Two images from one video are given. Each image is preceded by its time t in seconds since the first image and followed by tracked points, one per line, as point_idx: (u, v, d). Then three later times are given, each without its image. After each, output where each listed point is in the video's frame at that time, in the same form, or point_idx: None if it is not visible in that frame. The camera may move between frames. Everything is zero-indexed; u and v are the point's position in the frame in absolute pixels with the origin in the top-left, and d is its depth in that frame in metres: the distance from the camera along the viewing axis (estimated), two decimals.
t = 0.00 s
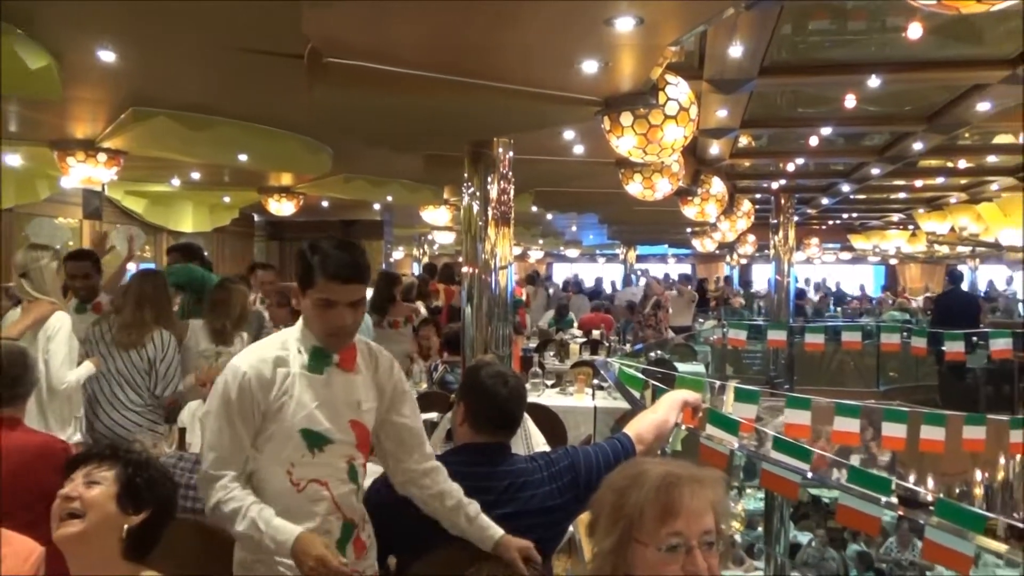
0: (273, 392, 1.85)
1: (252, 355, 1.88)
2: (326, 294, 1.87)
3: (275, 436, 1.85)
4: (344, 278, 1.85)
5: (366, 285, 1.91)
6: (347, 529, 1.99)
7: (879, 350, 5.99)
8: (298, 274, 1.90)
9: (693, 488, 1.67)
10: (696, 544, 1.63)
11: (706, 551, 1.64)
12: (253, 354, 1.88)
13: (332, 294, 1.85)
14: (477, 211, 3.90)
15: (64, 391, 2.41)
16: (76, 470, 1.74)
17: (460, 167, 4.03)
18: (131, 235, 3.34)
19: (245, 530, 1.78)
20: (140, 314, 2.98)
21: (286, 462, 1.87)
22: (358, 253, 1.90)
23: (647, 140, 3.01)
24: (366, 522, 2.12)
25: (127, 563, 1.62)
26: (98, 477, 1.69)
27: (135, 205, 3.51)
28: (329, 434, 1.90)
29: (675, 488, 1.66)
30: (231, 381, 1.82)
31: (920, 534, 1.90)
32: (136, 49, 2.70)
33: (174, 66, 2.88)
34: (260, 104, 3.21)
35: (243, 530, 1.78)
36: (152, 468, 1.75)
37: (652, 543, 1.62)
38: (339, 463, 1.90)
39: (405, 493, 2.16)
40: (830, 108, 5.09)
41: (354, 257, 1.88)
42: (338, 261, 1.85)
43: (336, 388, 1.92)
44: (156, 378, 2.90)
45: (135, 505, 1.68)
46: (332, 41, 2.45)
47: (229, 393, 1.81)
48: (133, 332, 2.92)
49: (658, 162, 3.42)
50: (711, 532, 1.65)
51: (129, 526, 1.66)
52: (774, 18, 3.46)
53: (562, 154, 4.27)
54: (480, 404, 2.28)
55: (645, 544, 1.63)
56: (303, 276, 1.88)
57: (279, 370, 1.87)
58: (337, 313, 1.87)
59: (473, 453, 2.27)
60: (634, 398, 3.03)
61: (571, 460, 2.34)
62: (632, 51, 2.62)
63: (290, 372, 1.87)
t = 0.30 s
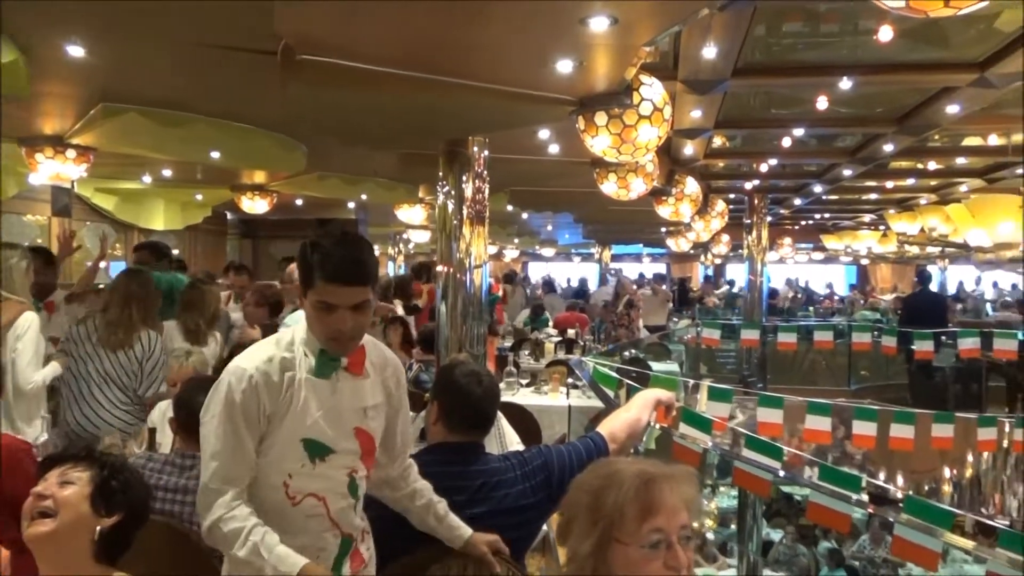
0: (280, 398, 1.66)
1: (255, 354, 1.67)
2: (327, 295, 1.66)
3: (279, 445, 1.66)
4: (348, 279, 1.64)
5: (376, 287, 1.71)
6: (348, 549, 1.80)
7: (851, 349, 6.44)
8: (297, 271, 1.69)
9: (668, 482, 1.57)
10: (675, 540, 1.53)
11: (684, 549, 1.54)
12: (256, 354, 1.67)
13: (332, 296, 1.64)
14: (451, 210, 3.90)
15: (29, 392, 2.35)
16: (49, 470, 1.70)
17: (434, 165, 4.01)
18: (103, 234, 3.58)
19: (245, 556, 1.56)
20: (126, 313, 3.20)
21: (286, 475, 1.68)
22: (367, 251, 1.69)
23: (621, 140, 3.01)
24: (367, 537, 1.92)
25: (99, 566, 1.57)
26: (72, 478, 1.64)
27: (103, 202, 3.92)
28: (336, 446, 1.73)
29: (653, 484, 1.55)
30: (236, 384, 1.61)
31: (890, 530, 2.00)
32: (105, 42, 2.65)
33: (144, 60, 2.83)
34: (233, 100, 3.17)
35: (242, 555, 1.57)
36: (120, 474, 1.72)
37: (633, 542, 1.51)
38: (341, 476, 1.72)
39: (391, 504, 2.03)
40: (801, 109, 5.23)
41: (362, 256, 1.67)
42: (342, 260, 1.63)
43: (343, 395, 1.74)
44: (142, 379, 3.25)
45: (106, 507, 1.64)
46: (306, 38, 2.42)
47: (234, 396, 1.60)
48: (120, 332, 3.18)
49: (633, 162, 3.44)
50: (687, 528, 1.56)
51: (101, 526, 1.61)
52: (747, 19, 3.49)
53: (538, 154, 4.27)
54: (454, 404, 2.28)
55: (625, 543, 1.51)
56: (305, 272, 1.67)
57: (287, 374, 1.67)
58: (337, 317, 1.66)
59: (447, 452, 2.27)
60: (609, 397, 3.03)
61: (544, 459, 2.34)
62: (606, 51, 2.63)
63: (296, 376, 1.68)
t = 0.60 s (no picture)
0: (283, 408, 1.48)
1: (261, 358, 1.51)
2: (336, 309, 1.46)
3: (276, 456, 1.49)
4: (359, 293, 1.44)
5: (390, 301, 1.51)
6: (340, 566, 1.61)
7: (825, 347, 6.51)
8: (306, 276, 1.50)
9: (647, 482, 1.57)
10: (654, 539, 1.53)
11: (662, 548, 1.54)
12: (259, 360, 1.50)
13: (340, 310, 1.45)
14: (428, 209, 3.90)
15: None
16: (22, 473, 1.65)
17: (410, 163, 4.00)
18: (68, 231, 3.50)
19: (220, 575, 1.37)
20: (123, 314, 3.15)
21: (279, 482, 1.50)
22: (381, 262, 1.50)
23: (597, 139, 3.03)
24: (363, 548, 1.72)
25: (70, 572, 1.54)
26: (46, 483, 1.59)
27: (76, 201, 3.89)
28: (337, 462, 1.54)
29: (631, 483, 1.55)
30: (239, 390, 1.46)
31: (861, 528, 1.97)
32: (76, 38, 2.61)
33: (116, 57, 2.79)
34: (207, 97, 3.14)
35: (215, 574, 1.37)
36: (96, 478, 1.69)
37: (612, 541, 1.51)
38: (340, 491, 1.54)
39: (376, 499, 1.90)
40: (776, 109, 5.26)
41: (375, 267, 1.48)
42: (353, 272, 1.44)
43: (349, 409, 1.55)
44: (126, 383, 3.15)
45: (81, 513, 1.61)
46: (282, 35, 2.40)
47: (235, 401, 1.44)
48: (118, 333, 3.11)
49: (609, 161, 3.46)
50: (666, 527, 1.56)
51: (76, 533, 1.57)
52: (723, 20, 3.52)
53: (514, 152, 4.28)
54: (428, 403, 2.27)
55: (605, 542, 1.51)
56: (312, 281, 1.48)
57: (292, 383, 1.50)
58: (345, 330, 1.46)
59: (423, 452, 2.25)
60: (585, 395, 3.03)
61: (519, 457, 2.32)
62: (582, 50, 2.64)
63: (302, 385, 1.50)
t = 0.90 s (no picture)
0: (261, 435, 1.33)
1: (228, 380, 1.33)
2: (308, 324, 1.30)
3: (260, 484, 1.34)
4: (334, 305, 1.29)
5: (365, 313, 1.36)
6: None
7: (793, 344, 6.57)
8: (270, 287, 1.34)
9: (609, 482, 1.55)
10: (616, 539, 1.51)
11: (624, 548, 1.52)
12: (226, 382, 1.32)
13: (312, 324, 1.29)
14: (398, 207, 3.91)
15: None
16: None
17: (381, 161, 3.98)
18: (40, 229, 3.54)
19: None
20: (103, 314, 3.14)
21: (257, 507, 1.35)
22: (354, 272, 1.36)
23: (567, 138, 3.07)
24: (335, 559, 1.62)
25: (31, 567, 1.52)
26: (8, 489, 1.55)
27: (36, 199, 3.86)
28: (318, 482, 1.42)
29: (592, 483, 1.53)
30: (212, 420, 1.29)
31: (831, 521, 1.94)
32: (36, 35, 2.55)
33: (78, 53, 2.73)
34: (172, 95, 3.09)
35: None
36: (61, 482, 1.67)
37: (574, 542, 1.49)
38: (322, 508, 1.42)
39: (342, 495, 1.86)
40: (745, 109, 5.32)
41: (348, 278, 1.34)
42: (326, 282, 1.30)
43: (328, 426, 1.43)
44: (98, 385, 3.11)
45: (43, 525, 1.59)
46: (248, 31, 2.37)
47: (212, 433, 1.28)
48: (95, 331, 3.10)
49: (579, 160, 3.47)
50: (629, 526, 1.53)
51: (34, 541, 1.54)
52: (690, 20, 3.55)
53: (485, 151, 4.28)
54: (397, 401, 2.27)
55: (566, 544, 1.49)
56: (279, 294, 1.32)
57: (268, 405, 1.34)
58: (316, 346, 1.31)
59: (393, 451, 2.24)
60: (556, 394, 3.04)
61: (490, 455, 2.29)
62: (552, 49, 2.65)
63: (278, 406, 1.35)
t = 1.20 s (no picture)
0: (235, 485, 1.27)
1: (183, 438, 1.24)
2: (277, 370, 1.23)
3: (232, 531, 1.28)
4: (307, 350, 1.23)
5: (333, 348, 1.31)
6: None
7: (766, 343, 6.66)
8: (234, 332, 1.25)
9: (580, 479, 1.57)
10: (591, 538, 1.52)
11: (600, 547, 1.54)
12: (185, 440, 1.23)
13: (285, 371, 1.23)
14: (372, 207, 3.92)
15: None
16: None
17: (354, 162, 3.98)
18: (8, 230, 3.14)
19: None
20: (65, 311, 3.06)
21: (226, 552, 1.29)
22: (318, 305, 1.30)
23: (542, 138, 3.14)
24: None
25: None
26: None
27: None
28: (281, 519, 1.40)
29: (567, 482, 1.54)
30: (183, 483, 1.20)
31: (803, 519, 1.99)
32: None
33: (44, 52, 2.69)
34: (142, 95, 3.05)
35: None
36: None
37: (550, 542, 1.50)
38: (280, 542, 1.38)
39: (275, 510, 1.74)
40: (718, 109, 5.37)
41: (316, 314, 1.28)
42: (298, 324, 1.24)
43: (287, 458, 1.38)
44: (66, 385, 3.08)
45: None
46: (217, 29, 2.35)
47: (185, 500, 1.20)
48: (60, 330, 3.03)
49: (553, 160, 3.48)
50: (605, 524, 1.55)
51: None
52: (664, 21, 3.57)
53: (460, 151, 4.27)
54: (371, 402, 2.28)
55: (542, 544, 1.50)
56: (242, 338, 1.24)
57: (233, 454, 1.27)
58: (291, 394, 1.25)
59: (368, 451, 2.23)
60: (531, 394, 3.04)
61: (464, 455, 2.30)
62: (524, 50, 2.65)
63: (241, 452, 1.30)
